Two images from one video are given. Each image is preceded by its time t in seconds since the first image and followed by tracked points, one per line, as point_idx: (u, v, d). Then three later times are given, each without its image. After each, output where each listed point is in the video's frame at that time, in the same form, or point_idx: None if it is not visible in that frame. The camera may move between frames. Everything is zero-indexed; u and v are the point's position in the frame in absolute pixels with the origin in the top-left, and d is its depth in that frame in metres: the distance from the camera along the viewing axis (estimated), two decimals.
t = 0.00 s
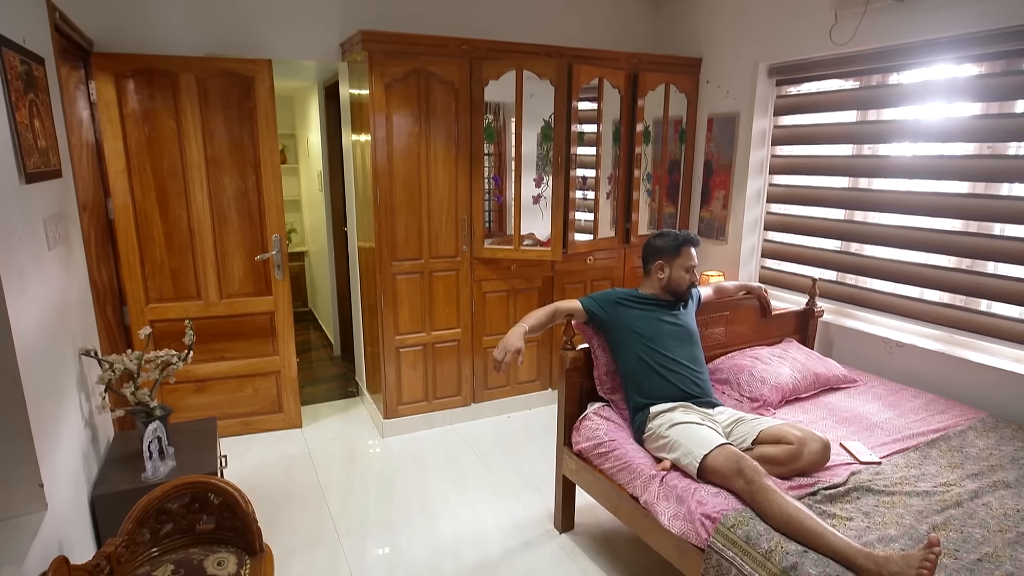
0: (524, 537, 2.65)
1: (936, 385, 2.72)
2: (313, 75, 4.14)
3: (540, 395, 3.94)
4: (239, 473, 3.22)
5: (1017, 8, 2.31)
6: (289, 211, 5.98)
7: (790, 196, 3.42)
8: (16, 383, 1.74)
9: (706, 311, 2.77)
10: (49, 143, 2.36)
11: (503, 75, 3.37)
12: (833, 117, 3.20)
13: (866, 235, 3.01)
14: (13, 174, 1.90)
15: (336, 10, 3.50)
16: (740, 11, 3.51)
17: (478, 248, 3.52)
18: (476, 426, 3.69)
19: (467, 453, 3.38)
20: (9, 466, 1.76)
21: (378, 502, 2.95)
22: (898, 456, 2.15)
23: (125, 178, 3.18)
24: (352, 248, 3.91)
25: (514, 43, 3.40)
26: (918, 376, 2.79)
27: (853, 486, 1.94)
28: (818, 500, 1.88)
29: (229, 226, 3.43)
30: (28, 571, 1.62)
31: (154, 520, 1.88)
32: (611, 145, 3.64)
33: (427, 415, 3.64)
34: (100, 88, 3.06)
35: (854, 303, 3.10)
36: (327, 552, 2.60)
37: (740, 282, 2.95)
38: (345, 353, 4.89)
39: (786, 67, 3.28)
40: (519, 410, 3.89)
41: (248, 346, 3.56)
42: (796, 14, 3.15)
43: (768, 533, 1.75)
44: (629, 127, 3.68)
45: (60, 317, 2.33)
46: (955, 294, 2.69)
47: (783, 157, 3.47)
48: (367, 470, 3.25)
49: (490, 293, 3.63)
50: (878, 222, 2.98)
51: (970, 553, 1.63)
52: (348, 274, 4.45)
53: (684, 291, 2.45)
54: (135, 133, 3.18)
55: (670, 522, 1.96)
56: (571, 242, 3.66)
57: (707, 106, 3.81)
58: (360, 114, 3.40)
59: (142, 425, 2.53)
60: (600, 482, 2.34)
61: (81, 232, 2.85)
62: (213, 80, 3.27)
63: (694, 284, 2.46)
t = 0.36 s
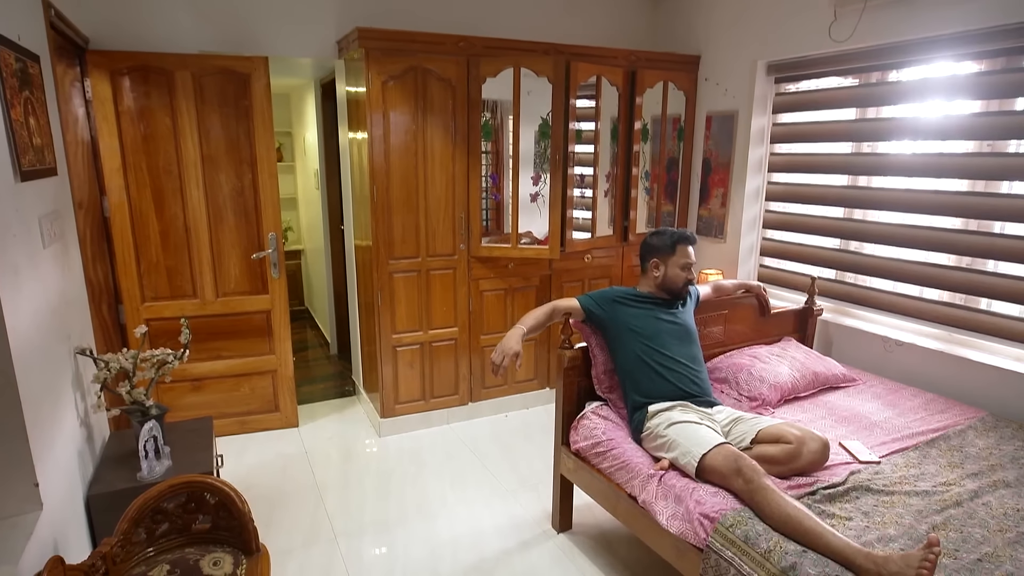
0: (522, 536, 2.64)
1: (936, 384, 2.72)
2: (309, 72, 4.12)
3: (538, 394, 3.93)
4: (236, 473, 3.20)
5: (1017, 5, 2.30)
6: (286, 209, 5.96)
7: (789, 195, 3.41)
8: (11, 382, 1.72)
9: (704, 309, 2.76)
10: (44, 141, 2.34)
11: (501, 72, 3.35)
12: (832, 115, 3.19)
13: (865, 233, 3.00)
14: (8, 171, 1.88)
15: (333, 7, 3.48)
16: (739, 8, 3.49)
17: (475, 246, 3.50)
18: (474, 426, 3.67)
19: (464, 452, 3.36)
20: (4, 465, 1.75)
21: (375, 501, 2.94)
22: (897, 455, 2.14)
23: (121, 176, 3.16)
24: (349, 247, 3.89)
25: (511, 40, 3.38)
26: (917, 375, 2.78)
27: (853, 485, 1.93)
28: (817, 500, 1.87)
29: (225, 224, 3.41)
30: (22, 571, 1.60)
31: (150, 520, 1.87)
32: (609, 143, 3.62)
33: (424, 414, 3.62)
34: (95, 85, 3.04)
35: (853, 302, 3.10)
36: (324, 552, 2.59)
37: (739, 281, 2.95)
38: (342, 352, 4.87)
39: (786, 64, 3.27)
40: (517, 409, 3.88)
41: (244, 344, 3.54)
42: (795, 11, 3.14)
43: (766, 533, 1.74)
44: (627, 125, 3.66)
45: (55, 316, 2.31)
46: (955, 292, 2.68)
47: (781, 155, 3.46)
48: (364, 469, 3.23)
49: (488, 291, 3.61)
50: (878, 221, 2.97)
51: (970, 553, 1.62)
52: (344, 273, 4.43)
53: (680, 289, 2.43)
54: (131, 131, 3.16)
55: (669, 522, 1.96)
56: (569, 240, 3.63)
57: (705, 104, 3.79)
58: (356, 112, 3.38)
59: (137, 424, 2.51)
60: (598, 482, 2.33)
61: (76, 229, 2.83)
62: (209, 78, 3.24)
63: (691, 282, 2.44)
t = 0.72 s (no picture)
0: (520, 536, 2.62)
1: (935, 382, 2.71)
2: (306, 69, 4.09)
3: (535, 393, 3.91)
4: (232, 472, 3.18)
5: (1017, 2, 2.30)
6: (282, 207, 5.93)
7: (788, 192, 3.40)
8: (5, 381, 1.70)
9: (702, 307, 2.75)
10: (39, 139, 2.32)
11: (498, 69, 3.33)
12: (830, 112, 3.18)
13: (864, 231, 2.99)
14: (2, 168, 1.86)
15: (330, 4, 3.46)
16: (737, 5, 3.48)
17: (473, 244, 3.49)
18: (471, 425, 3.66)
19: (461, 451, 3.35)
20: None
21: (371, 501, 2.93)
22: (897, 454, 2.13)
23: (116, 174, 3.14)
24: (345, 245, 3.87)
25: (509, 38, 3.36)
26: (916, 374, 2.78)
27: (852, 484, 1.93)
28: (815, 499, 1.86)
29: (221, 222, 3.38)
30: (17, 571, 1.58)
31: (145, 519, 1.85)
32: (607, 141, 3.61)
33: (421, 413, 3.60)
34: (91, 82, 3.01)
35: (852, 300, 3.09)
36: (321, 552, 2.57)
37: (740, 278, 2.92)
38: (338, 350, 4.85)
39: (785, 61, 3.26)
40: (514, 408, 3.86)
41: (240, 343, 3.52)
42: (794, 8, 3.13)
43: (765, 533, 1.73)
44: (625, 123, 3.64)
45: (51, 314, 2.29)
46: (955, 290, 2.67)
47: (780, 152, 3.45)
48: (362, 468, 3.21)
49: (485, 290, 3.60)
50: (877, 219, 2.96)
51: (970, 553, 1.61)
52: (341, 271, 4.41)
53: (673, 288, 2.41)
54: (126, 129, 3.14)
55: (667, 522, 1.95)
56: (567, 238, 3.63)
57: (704, 101, 3.78)
58: (353, 109, 3.36)
59: (133, 423, 2.49)
60: (596, 481, 2.32)
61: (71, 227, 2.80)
62: (205, 75, 3.22)
63: (685, 282, 2.41)
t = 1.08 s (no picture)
0: (518, 536, 2.61)
1: (934, 381, 2.70)
2: (302, 66, 4.07)
3: (532, 392, 3.90)
4: (227, 471, 3.16)
5: None
6: (278, 205, 5.90)
7: (786, 190, 3.38)
8: None
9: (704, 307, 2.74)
10: (34, 136, 2.30)
11: (495, 67, 3.32)
12: (829, 110, 3.17)
13: (863, 229, 2.98)
14: None
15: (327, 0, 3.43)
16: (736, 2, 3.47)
17: (470, 242, 3.47)
18: (468, 423, 3.65)
19: (458, 450, 3.34)
20: None
21: (368, 500, 2.91)
22: (896, 454, 2.12)
23: (112, 172, 3.12)
24: (342, 242, 3.85)
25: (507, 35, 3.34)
26: (916, 373, 2.77)
27: (851, 484, 1.92)
28: (815, 498, 1.85)
29: (217, 219, 3.36)
30: (11, 571, 1.56)
31: (140, 519, 1.83)
32: (605, 138, 3.60)
33: (418, 412, 3.59)
34: (86, 80, 2.99)
35: (851, 299, 3.08)
36: (317, 551, 2.55)
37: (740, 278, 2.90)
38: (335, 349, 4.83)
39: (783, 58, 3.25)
40: (512, 406, 3.85)
41: (236, 341, 3.50)
42: (793, 5, 3.12)
43: (764, 532, 1.71)
44: (623, 120, 3.63)
45: (46, 313, 2.27)
46: (954, 289, 2.67)
47: (779, 150, 3.44)
48: (359, 468, 3.20)
49: (482, 288, 3.58)
50: (876, 217, 2.95)
51: (969, 552, 1.61)
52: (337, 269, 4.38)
53: (662, 289, 2.36)
54: (122, 126, 3.11)
55: (665, 521, 1.94)
56: (565, 236, 3.61)
57: (702, 98, 3.77)
58: (350, 106, 3.34)
59: (128, 422, 2.47)
60: (595, 480, 2.31)
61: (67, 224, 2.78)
62: (201, 72, 3.20)
63: (674, 283, 2.35)
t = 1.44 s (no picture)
0: (515, 535, 2.60)
1: (933, 379, 2.70)
2: (298, 63, 4.05)
3: (530, 390, 3.88)
4: (223, 470, 3.14)
5: None
6: (274, 203, 5.87)
7: (785, 187, 3.37)
8: None
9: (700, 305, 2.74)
10: (29, 133, 2.27)
11: (492, 63, 3.30)
12: (828, 107, 3.16)
13: (862, 227, 2.97)
14: None
15: None
16: None
17: (467, 240, 3.45)
18: (465, 422, 3.63)
19: (456, 449, 3.32)
20: None
21: (365, 499, 2.90)
22: (896, 453, 2.11)
23: (107, 170, 3.09)
24: (338, 240, 3.83)
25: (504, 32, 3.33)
26: (915, 372, 2.76)
27: (850, 483, 1.91)
28: (814, 497, 1.85)
29: (213, 217, 3.34)
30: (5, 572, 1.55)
31: (136, 518, 1.82)
32: (602, 136, 3.58)
33: (415, 411, 3.57)
34: (81, 77, 2.97)
35: (850, 297, 3.07)
36: (313, 551, 2.54)
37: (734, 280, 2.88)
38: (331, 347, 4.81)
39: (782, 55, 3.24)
40: (509, 405, 3.84)
41: (232, 340, 3.48)
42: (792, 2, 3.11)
43: (761, 531, 1.69)
44: (621, 117, 3.61)
45: (40, 312, 2.25)
46: (954, 287, 2.66)
47: (777, 147, 3.43)
48: (355, 467, 3.18)
49: (479, 286, 3.56)
50: (875, 214, 2.94)
51: (968, 551, 1.60)
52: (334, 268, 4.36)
53: (659, 292, 2.31)
54: (117, 124, 3.09)
55: (663, 521, 1.93)
56: (562, 234, 3.59)
57: (700, 95, 3.76)
58: (346, 103, 3.32)
59: (124, 421, 2.45)
60: (592, 479, 2.30)
61: (62, 222, 2.76)
62: (197, 69, 3.17)
63: (671, 286, 2.29)
